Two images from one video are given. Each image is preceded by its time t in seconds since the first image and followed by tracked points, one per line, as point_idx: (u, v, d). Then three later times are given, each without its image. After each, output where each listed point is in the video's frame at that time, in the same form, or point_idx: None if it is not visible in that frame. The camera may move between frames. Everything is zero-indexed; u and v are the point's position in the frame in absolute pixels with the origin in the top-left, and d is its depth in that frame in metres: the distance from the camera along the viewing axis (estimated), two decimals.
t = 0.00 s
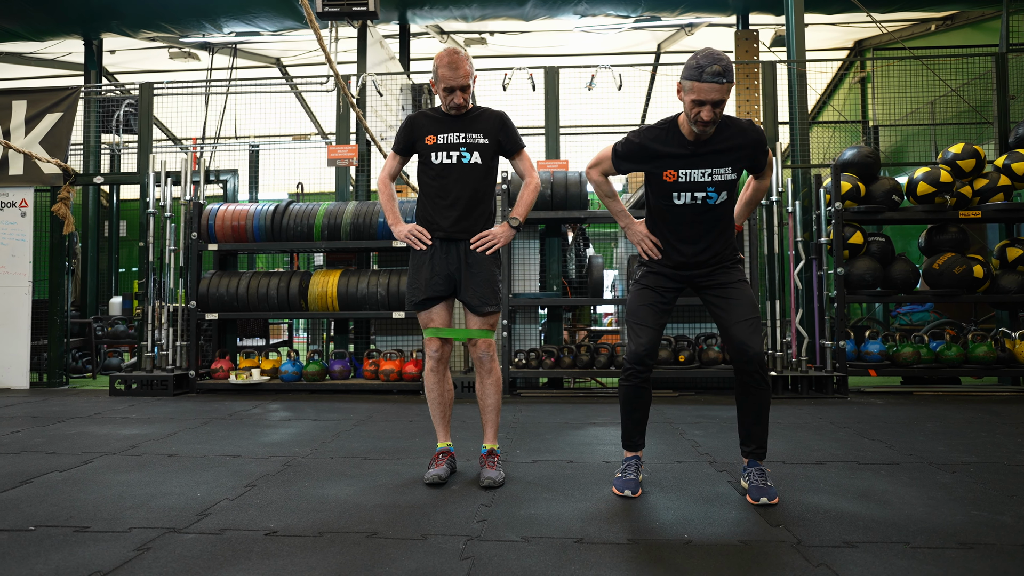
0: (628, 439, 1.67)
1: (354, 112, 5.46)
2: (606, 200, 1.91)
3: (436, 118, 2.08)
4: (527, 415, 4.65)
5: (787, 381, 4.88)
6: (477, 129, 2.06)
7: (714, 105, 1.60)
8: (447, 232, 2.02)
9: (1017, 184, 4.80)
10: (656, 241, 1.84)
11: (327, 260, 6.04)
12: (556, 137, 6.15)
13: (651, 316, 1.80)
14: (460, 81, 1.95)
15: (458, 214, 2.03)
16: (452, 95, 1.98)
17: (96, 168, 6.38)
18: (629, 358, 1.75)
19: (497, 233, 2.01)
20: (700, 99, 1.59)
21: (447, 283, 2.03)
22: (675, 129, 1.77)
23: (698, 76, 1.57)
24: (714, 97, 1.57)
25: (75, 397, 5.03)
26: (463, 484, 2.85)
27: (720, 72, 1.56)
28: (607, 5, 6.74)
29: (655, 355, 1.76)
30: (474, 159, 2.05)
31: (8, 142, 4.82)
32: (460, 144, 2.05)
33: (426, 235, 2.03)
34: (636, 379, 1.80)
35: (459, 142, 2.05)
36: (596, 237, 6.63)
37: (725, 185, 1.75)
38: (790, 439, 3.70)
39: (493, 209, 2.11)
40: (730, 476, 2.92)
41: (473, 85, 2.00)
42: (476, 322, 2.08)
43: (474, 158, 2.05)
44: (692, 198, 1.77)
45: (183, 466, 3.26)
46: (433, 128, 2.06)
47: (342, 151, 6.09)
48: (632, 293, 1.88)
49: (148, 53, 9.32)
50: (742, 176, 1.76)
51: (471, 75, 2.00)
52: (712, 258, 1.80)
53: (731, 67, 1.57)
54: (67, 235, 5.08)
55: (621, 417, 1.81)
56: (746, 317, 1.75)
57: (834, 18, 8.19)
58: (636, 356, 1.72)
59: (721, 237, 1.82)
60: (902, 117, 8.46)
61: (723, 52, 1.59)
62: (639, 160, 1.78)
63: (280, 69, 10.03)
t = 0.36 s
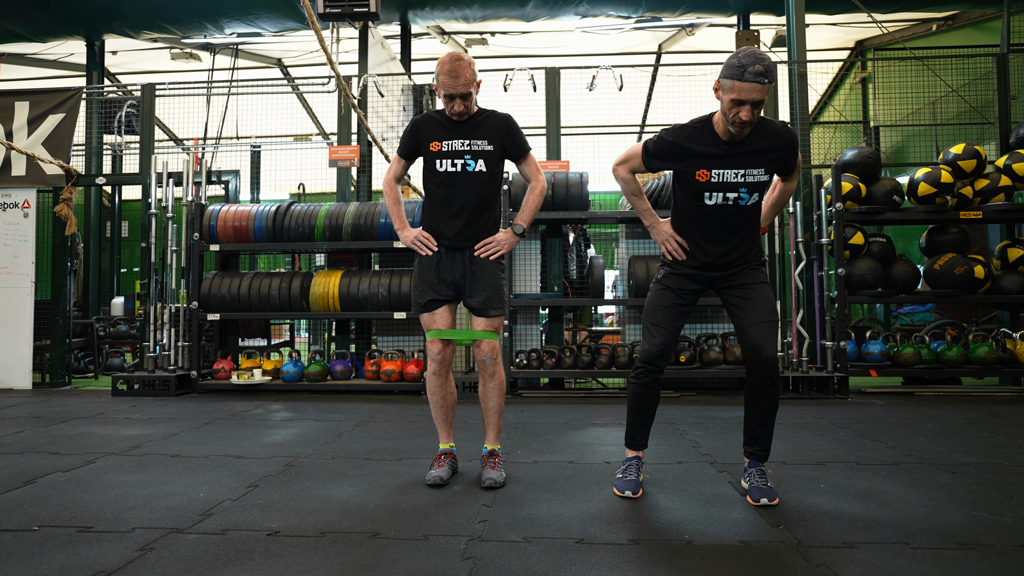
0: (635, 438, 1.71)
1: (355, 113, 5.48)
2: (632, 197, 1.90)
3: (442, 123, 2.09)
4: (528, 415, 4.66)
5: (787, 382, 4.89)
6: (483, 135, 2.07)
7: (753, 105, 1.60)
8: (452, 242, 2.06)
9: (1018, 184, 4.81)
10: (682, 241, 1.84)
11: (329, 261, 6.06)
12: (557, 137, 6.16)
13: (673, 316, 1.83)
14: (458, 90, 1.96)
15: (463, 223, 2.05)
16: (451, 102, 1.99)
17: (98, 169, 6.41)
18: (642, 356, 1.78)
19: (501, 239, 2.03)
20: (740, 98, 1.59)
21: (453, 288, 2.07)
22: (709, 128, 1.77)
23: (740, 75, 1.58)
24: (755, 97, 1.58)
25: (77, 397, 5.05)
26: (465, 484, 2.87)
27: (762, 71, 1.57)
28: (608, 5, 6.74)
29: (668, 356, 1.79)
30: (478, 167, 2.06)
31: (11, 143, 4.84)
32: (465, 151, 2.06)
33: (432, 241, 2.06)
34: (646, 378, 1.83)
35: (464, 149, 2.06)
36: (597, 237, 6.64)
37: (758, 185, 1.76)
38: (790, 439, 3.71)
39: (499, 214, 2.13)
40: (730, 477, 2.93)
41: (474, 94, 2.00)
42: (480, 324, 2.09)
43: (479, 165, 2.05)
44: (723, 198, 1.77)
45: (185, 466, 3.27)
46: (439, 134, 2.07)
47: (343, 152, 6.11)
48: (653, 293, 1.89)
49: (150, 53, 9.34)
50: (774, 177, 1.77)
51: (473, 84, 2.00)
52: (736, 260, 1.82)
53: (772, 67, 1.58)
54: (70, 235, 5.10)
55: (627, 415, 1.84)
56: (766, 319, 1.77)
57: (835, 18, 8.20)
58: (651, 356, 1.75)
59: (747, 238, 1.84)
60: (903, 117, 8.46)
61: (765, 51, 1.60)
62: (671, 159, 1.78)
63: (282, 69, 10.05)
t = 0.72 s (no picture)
0: (683, 436, 1.70)
1: (356, 113, 5.49)
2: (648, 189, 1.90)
3: (447, 133, 2.21)
4: (528, 415, 4.66)
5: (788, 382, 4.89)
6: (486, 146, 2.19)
7: (776, 98, 1.60)
8: (457, 252, 2.22)
9: (1018, 184, 4.81)
10: (699, 235, 1.84)
11: (330, 261, 6.07)
12: (557, 137, 6.17)
13: (702, 309, 1.82)
14: (461, 101, 2.07)
15: (468, 233, 2.20)
16: (454, 112, 2.11)
17: (99, 169, 6.42)
18: (683, 352, 1.77)
19: (506, 247, 2.21)
20: (764, 91, 1.59)
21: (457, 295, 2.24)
22: (729, 122, 1.77)
23: (765, 67, 1.58)
24: (779, 90, 1.57)
25: (78, 397, 5.07)
26: (465, 484, 2.87)
27: (787, 65, 1.57)
28: (609, 6, 6.75)
29: (706, 351, 1.79)
30: (482, 178, 2.20)
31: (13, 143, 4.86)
32: (470, 162, 2.19)
33: (439, 249, 2.22)
34: (684, 374, 1.83)
35: (468, 160, 2.19)
36: (597, 238, 6.64)
37: (776, 182, 1.76)
38: (791, 439, 3.71)
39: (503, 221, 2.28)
40: (731, 477, 2.93)
41: (477, 105, 2.11)
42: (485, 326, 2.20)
43: (483, 176, 2.19)
44: (742, 192, 1.77)
45: (186, 466, 3.28)
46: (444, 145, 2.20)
47: (344, 152, 6.11)
48: (677, 284, 1.88)
49: (151, 54, 9.35)
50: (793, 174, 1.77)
51: (476, 95, 2.11)
52: (755, 255, 1.82)
53: (797, 60, 1.58)
54: (71, 235, 5.11)
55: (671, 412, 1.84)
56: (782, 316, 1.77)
57: (836, 18, 8.20)
58: (690, 351, 1.74)
59: (765, 234, 1.84)
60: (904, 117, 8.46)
61: (789, 45, 1.60)
62: (691, 151, 1.79)
63: (283, 70, 10.07)
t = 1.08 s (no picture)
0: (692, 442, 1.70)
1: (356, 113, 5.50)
2: (636, 197, 1.91)
3: (447, 138, 2.29)
4: (527, 415, 4.66)
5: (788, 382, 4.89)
6: (486, 151, 2.26)
7: (761, 101, 1.60)
8: (457, 256, 2.30)
9: (1018, 184, 4.81)
10: (689, 240, 1.85)
11: (330, 261, 6.07)
12: (557, 137, 6.17)
13: (698, 315, 1.82)
14: (459, 109, 2.12)
15: (468, 238, 2.28)
16: (453, 119, 2.16)
17: (100, 169, 6.43)
18: (685, 360, 1.76)
19: (506, 250, 2.29)
20: (748, 94, 1.60)
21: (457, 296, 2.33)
22: (714, 126, 1.77)
23: (748, 71, 1.58)
24: (764, 93, 1.58)
25: (78, 397, 5.08)
26: (464, 484, 2.87)
27: (770, 68, 1.57)
28: (609, 5, 6.75)
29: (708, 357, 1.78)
30: (482, 183, 2.27)
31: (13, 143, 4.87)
32: (470, 168, 2.26)
33: (439, 252, 2.32)
34: (689, 381, 1.82)
35: (467, 165, 2.26)
36: (597, 237, 6.65)
37: (764, 183, 1.77)
38: (789, 439, 3.71)
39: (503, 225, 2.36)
40: (728, 476, 2.94)
41: (475, 112, 2.16)
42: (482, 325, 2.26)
43: (482, 181, 2.26)
44: (730, 195, 1.78)
45: (185, 466, 3.28)
46: (444, 150, 2.27)
47: (344, 152, 6.12)
48: (671, 292, 1.88)
49: (151, 54, 9.37)
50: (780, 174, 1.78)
51: (473, 101, 2.15)
52: (747, 257, 1.82)
53: (781, 63, 1.58)
54: (72, 235, 5.12)
55: (678, 419, 1.83)
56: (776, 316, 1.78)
57: (836, 18, 8.20)
58: (692, 358, 1.74)
59: (755, 235, 1.84)
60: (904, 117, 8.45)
61: (773, 47, 1.60)
62: (678, 157, 1.79)
63: (284, 70, 10.08)
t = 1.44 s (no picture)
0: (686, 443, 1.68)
1: (354, 114, 5.52)
2: (617, 200, 1.91)
3: (442, 139, 2.29)
4: (525, 415, 4.67)
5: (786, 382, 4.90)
6: (481, 152, 2.28)
7: (733, 100, 1.61)
8: (452, 256, 2.31)
9: (1017, 184, 4.80)
10: (671, 241, 1.86)
11: (329, 261, 6.09)
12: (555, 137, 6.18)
13: (684, 317, 1.82)
14: (453, 112, 2.14)
15: (463, 239, 2.29)
16: (447, 121, 2.18)
17: (100, 170, 6.45)
18: (674, 362, 1.75)
19: (501, 251, 2.29)
20: (720, 94, 1.61)
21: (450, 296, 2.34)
22: (688, 126, 1.79)
23: (718, 71, 1.59)
24: (735, 92, 1.59)
25: (78, 397, 5.11)
26: (458, 484, 2.88)
27: (740, 66, 1.59)
28: (608, 6, 6.75)
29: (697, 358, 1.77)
30: (476, 184, 2.28)
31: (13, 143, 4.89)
32: (464, 169, 2.27)
33: (435, 252, 2.33)
34: (679, 384, 1.80)
35: (462, 166, 2.27)
36: (596, 237, 6.66)
37: (742, 180, 1.77)
38: (785, 439, 3.71)
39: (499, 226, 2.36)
40: (723, 476, 2.95)
41: (469, 114, 2.17)
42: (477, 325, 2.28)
43: (477, 182, 2.27)
44: (709, 195, 1.79)
45: (181, 465, 3.30)
46: (438, 151, 2.28)
47: (342, 152, 6.15)
48: (656, 295, 1.88)
49: (152, 55, 9.39)
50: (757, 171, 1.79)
51: (467, 103, 2.16)
52: (730, 253, 1.84)
53: (751, 61, 1.60)
54: (71, 236, 5.13)
55: (670, 423, 1.82)
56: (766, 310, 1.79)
57: (835, 18, 8.20)
58: (682, 359, 1.73)
59: (735, 233, 1.85)
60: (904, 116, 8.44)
61: (742, 47, 1.62)
62: (655, 159, 1.80)
63: (284, 71, 10.11)
